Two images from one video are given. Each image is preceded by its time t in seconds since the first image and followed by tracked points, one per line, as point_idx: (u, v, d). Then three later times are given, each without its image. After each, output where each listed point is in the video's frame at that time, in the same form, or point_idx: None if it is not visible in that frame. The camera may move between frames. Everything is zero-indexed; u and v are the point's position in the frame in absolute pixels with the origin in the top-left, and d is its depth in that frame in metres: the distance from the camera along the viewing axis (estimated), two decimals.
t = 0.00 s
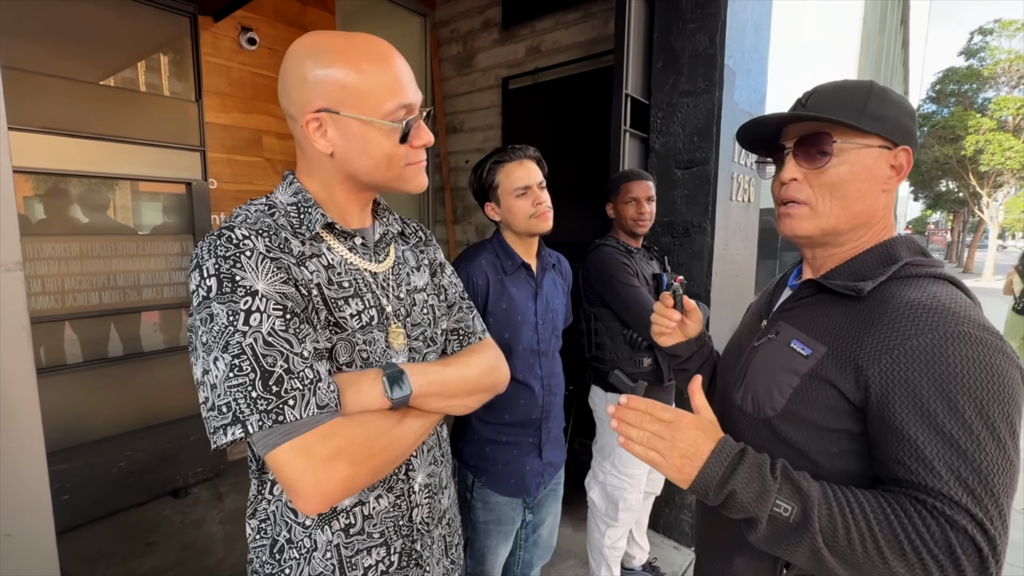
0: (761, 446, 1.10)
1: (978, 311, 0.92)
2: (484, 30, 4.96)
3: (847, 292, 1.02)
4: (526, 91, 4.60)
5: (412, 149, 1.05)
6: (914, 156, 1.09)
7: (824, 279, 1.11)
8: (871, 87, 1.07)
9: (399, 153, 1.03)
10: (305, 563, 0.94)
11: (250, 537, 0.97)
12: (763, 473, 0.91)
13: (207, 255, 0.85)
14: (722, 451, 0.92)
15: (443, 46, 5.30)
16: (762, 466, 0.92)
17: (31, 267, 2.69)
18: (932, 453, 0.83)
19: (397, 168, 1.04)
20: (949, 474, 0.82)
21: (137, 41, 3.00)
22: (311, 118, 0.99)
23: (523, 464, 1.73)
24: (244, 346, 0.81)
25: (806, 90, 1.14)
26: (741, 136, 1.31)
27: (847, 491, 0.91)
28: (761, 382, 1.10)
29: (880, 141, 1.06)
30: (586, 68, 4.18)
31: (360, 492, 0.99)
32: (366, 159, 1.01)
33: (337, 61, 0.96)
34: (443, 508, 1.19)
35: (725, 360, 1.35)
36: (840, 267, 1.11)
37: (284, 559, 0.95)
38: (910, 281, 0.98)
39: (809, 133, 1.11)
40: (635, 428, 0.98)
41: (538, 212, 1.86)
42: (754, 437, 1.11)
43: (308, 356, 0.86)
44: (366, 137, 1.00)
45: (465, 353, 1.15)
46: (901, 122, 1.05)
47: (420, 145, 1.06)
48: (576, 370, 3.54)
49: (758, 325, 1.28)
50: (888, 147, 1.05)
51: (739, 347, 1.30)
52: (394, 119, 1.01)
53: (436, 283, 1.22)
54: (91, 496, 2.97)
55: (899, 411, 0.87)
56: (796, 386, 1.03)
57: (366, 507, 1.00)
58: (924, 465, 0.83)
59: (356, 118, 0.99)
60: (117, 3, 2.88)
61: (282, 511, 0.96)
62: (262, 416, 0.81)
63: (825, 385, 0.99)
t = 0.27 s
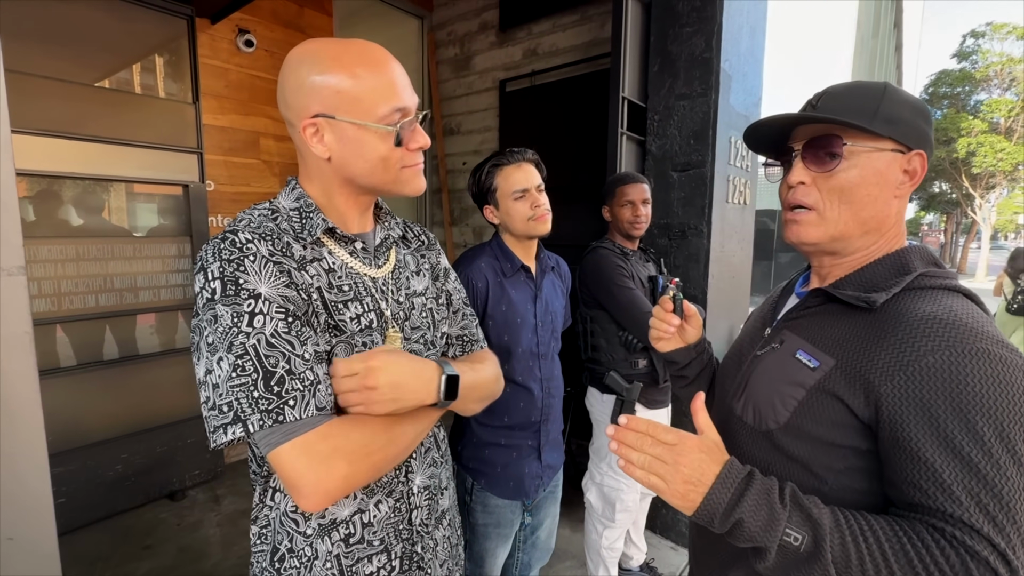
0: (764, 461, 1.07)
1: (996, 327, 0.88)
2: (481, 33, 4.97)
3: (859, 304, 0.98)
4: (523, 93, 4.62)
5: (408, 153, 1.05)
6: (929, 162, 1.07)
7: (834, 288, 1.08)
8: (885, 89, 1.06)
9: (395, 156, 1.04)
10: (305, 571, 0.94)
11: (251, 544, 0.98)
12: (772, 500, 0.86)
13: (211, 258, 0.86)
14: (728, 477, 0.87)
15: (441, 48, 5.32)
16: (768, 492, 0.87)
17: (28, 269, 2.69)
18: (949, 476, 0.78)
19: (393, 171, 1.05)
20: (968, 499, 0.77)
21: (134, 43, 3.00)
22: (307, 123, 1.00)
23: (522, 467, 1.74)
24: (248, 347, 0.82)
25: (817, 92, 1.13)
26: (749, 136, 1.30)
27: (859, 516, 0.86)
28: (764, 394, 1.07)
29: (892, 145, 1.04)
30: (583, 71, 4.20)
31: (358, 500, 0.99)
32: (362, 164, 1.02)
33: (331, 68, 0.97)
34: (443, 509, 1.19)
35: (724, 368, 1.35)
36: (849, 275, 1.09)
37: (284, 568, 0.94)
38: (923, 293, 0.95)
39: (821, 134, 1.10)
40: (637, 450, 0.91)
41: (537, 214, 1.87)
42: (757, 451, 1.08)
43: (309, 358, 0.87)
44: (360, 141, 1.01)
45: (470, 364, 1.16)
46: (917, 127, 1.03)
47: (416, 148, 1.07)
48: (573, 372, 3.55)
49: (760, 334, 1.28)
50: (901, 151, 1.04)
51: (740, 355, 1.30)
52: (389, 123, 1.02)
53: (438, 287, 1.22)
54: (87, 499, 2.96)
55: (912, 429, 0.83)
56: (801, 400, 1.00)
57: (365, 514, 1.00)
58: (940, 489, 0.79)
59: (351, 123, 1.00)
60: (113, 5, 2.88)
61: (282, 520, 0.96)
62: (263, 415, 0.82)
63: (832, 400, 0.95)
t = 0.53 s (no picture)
0: (762, 467, 1.07)
1: (1003, 335, 0.87)
2: (479, 35, 4.98)
3: (863, 309, 0.99)
4: (521, 95, 4.64)
5: (403, 155, 1.06)
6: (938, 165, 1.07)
7: (838, 294, 1.08)
8: (895, 89, 1.06)
9: (389, 159, 1.04)
10: (308, 570, 0.93)
11: (251, 542, 0.96)
12: (768, 509, 0.86)
13: (218, 254, 0.85)
14: (724, 486, 0.87)
15: (439, 50, 5.32)
16: (765, 503, 0.87)
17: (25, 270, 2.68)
18: (951, 488, 0.78)
19: (389, 174, 1.05)
20: (969, 511, 0.77)
21: (132, 45, 3.00)
22: (304, 125, 1.01)
23: (521, 470, 1.75)
24: (263, 340, 0.82)
25: (825, 92, 1.13)
26: (755, 134, 1.30)
27: (859, 527, 0.86)
28: (764, 399, 1.07)
29: (901, 146, 1.04)
30: (581, 72, 4.22)
31: (361, 500, 0.99)
32: (357, 165, 1.02)
33: (328, 71, 0.98)
34: (442, 507, 1.20)
35: (725, 371, 1.35)
36: (855, 279, 1.08)
37: (285, 567, 0.93)
38: (929, 300, 0.94)
39: (828, 135, 1.10)
40: (632, 457, 0.92)
41: (537, 215, 1.87)
42: (757, 457, 1.08)
43: (322, 351, 0.88)
44: (356, 143, 1.01)
45: (473, 362, 1.16)
46: (925, 129, 1.03)
47: (412, 151, 1.07)
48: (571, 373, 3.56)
49: (763, 338, 1.28)
50: (909, 153, 1.04)
51: (740, 359, 1.31)
52: (384, 126, 1.02)
53: (433, 284, 1.22)
54: (84, 501, 2.95)
55: (915, 440, 0.82)
56: (802, 407, 1.00)
57: (368, 513, 1.00)
58: (943, 501, 0.78)
59: (347, 125, 1.00)
60: (111, 6, 2.88)
61: (285, 519, 0.94)
62: (283, 406, 0.82)
63: (833, 408, 0.95)
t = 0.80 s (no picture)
0: (761, 469, 1.07)
1: (1003, 338, 0.87)
2: (478, 36, 5.00)
3: (862, 311, 0.99)
4: (519, 97, 4.65)
5: (400, 156, 1.06)
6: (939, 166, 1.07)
7: (837, 295, 1.08)
8: (896, 90, 1.06)
9: (385, 160, 1.04)
10: None
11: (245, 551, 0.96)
12: (763, 511, 0.86)
13: (201, 262, 0.86)
14: (718, 488, 0.88)
15: (438, 52, 5.34)
16: (761, 504, 0.87)
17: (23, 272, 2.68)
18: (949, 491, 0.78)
19: (385, 175, 1.05)
20: (967, 515, 0.77)
21: (130, 46, 3.00)
22: (300, 124, 1.01)
23: (520, 473, 1.74)
24: (240, 352, 0.82)
25: (825, 93, 1.14)
26: (756, 136, 1.30)
27: (857, 529, 0.86)
28: (763, 401, 1.07)
29: (902, 147, 1.04)
30: (580, 74, 4.23)
31: (354, 506, 0.99)
32: (353, 166, 1.02)
33: (326, 71, 0.98)
34: (440, 509, 1.19)
35: (726, 373, 1.35)
36: (857, 281, 1.08)
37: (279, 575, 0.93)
38: (929, 302, 0.94)
39: (828, 136, 1.10)
40: (627, 457, 0.93)
41: (538, 216, 1.87)
42: (755, 458, 1.09)
43: (302, 363, 0.88)
44: (352, 144, 1.01)
45: (461, 374, 1.15)
46: (927, 129, 1.03)
47: (408, 152, 1.07)
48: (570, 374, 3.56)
49: (763, 339, 1.28)
50: (910, 154, 1.04)
51: (741, 360, 1.31)
52: (381, 126, 1.02)
53: (430, 288, 1.23)
54: (83, 503, 2.94)
55: (913, 443, 0.82)
56: (801, 409, 1.00)
57: (362, 518, 1.00)
58: (940, 505, 0.78)
59: (343, 125, 1.00)
60: (110, 8, 2.88)
61: (276, 528, 0.93)
62: (259, 419, 0.82)
63: (833, 410, 0.96)
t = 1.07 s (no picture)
0: (756, 471, 1.08)
1: (998, 342, 0.87)
2: (477, 38, 5.00)
3: (857, 316, 0.99)
4: (518, 99, 4.66)
5: (394, 159, 1.06)
6: (937, 166, 1.04)
7: (834, 298, 1.08)
8: (885, 93, 1.04)
9: (380, 163, 1.04)
10: None
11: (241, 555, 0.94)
12: (756, 516, 0.86)
13: (195, 267, 0.86)
14: (713, 489, 0.87)
15: (437, 54, 5.35)
16: (755, 508, 0.87)
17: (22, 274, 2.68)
18: (941, 496, 0.78)
19: (380, 177, 1.05)
20: (959, 521, 0.76)
21: (129, 47, 3.00)
22: (294, 127, 1.01)
23: (519, 475, 1.74)
24: (235, 357, 0.82)
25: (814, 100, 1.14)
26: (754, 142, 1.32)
27: (849, 531, 0.86)
28: (759, 404, 1.07)
29: (889, 152, 1.03)
30: (578, 76, 4.24)
31: (352, 509, 0.99)
32: (348, 168, 1.02)
33: (320, 74, 0.98)
34: (436, 510, 1.19)
35: (723, 375, 1.35)
36: (850, 285, 1.08)
37: None
38: (925, 306, 0.94)
39: (813, 143, 1.11)
40: (622, 458, 0.93)
41: (538, 219, 1.87)
42: (751, 460, 1.09)
43: (298, 367, 0.88)
44: (347, 147, 1.01)
45: (455, 380, 1.15)
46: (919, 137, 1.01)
47: (403, 154, 1.08)
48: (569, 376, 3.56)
49: (760, 341, 1.28)
50: (898, 158, 1.02)
51: (739, 362, 1.30)
52: (376, 129, 1.03)
53: (426, 291, 1.23)
54: (81, 506, 2.93)
55: (907, 449, 0.82)
56: (796, 413, 1.00)
57: (359, 521, 1.00)
58: (932, 510, 0.78)
59: (338, 127, 1.00)
60: (109, 10, 2.88)
61: (273, 533, 0.92)
62: (256, 423, 0.82)
63: (828, 414, 0.96)
